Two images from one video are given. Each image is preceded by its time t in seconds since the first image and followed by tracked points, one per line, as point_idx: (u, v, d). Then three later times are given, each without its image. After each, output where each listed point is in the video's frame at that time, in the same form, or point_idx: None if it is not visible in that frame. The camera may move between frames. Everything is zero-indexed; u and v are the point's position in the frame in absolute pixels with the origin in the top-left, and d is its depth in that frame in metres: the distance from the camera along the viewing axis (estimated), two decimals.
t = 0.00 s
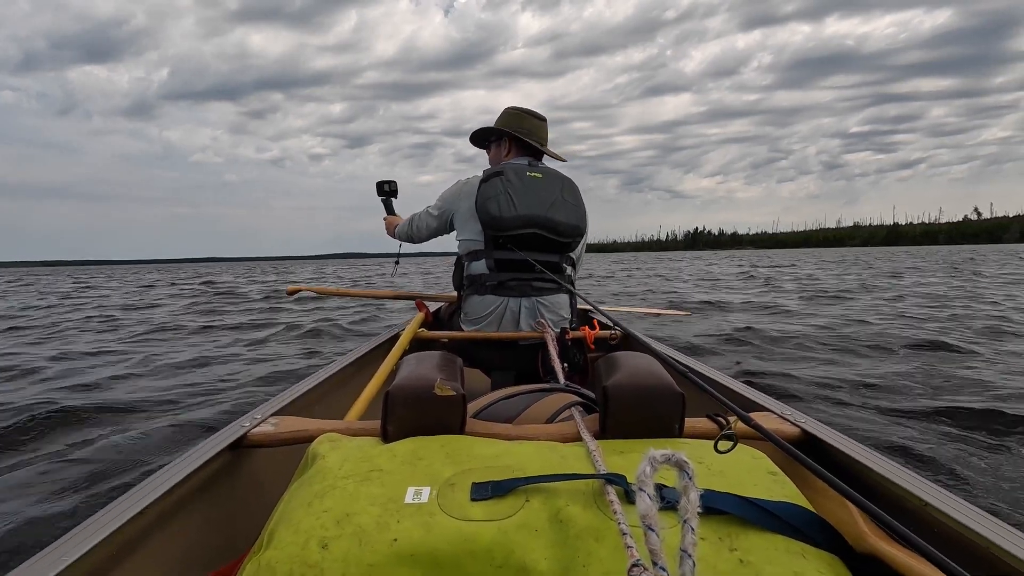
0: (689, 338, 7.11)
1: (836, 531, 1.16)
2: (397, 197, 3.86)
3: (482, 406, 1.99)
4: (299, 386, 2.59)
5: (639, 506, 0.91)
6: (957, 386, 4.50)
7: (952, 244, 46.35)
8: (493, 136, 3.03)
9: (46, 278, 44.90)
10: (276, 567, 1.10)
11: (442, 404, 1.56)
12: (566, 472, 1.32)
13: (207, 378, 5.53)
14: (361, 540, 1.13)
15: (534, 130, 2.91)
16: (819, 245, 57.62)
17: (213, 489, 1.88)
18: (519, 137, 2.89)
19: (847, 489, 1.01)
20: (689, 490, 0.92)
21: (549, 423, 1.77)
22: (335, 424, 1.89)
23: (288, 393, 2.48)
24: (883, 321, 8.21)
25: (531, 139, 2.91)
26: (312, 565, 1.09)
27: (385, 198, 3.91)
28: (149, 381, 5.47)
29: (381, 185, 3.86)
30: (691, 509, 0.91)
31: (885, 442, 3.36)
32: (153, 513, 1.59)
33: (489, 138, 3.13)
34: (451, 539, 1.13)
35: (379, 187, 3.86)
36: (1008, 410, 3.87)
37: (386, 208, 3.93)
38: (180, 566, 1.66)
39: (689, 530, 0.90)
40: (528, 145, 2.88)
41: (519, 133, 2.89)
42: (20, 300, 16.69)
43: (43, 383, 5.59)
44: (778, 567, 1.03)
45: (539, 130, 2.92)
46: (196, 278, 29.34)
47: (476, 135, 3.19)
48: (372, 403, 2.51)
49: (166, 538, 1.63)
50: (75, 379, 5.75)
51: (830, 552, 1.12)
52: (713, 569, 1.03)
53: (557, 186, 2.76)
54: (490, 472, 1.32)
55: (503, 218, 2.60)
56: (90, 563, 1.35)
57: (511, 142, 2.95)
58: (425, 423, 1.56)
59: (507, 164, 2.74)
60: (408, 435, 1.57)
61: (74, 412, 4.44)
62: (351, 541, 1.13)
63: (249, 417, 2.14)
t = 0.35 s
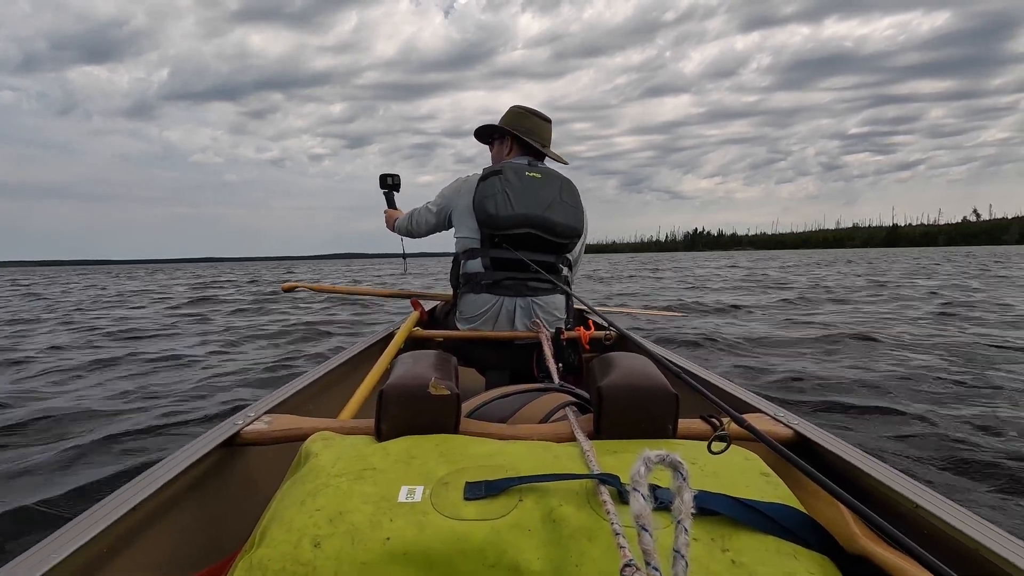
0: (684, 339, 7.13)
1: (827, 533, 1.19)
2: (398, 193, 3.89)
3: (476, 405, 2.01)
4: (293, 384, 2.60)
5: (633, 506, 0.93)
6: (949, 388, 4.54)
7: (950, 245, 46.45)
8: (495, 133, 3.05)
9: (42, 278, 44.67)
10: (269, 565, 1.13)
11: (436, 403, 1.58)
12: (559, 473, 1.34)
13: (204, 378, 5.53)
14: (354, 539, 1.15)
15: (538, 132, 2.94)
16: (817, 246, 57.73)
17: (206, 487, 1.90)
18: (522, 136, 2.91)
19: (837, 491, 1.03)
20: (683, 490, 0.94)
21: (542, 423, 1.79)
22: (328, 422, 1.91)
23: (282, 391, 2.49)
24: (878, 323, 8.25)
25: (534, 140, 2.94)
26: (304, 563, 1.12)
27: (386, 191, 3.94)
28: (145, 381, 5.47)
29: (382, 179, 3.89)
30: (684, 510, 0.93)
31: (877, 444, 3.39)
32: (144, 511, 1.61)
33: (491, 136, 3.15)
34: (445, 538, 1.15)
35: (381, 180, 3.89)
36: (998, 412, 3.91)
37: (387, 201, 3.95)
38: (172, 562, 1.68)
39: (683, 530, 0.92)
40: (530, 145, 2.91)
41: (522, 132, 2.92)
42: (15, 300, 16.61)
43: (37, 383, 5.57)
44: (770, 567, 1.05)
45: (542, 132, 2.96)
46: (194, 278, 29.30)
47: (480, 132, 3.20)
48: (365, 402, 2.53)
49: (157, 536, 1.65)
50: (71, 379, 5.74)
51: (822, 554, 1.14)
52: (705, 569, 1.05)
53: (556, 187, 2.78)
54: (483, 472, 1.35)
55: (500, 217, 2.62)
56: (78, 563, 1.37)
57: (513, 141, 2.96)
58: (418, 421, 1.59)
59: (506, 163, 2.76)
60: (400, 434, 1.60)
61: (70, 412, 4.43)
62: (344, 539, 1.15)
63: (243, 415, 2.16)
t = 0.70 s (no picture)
0: (683, 339, 7.14)
1: (826, 533, 1.20)
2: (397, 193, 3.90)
3: (475, 407, 2.02)
4: (291, 387, 2.61)
5: (632, 508, 0.94)
6: (946, 389, 4.56)
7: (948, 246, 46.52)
8: (493, 131, 3.04)
9: (39, 277, 44.57)
10: (269, 569, 1.14)
11: (434, 405, 1.60)
12: (558, 474, 1.36)
13: (201, 379, 5.52)
14: (353, 542, 1.16)
15: (539, 135, 2.99)
16: (816, 246, 57.79)
17: (204, 490, 1.91)
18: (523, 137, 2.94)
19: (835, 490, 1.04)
20: (682, 491, 0.95)
21: (541, 425, 1.81)
22: (326, 425, 1.92)
23: (281, 394, 2.50)
24: (876, 323, 8.27)
25: (534, 142, 2.98)
26: (304, 566, 1.13)
27: (385, 192, 3.95)
28: (142, 381, 5.46)
29: (382, 179, 3.90)
30: (684, 512, 0.94)
31: (875, 443, 3.40)
32: (142, 515, 1.62)
33: (486, 133, 3.13)
34: (444, 540, 1.16)
35: (380, 180, 3.90)
36: (996, 413, 3.92)
37: (386, 201, 3.96)
38: (170, 565, 1.69)
39: (682, 532, 0.93)
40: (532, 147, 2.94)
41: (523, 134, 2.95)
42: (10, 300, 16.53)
43: (33, 383, 5.55)
44: (768, 567, 1.06)
45: (542, 135, 3.00)
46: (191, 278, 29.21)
47: (475, 129, 3.19)
48: (364, 404, 2.54)
49: (155, 540, 1.66)
50: (67, 379, 5.71)
51: (820, 553, 1.15)
52: (704, 571, 1.06)
53: (557, 190, 2.79)
54: (482, 474, 1.36)
55: (501, 220, 2.63)
56: (76, 567, 1.38)
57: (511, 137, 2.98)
58: (416, 424, 1.60)
59: (507, 165, 2.77)
60: (398, 436, 1.61)
61: (66, 413, 4.41)
62: (342, 543, 1.16)
63: (241, 419, 2.17)
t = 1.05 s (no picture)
0: (685, 338, 7.15)
1: (833, 529, 1.21)
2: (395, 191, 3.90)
3: (481, 406, 2.04)
4: (296, 387, 2.61)
5: (639, 505, 0.95)
6: (948, 386, 4.57)
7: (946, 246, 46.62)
8: (492, 127, 3.04)
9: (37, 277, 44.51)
10: (277, 569, 1.15)
11: (440, 404, 1.61)
12: (564, 472, 1.36)
13: (202, 378, 5.51)
14: (360, 542, 1.17)
15: (539, 129, 2.99)
16: (814, 246, 57.87)
17: (211, 490, 1.91)
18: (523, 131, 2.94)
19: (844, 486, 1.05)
20: (689, 488, 0.96)
21: (547, 422, 1.82)
22: (333, 424, 1.93)
23: (287, 394, 2.50)
24: (877, 322, 8.29)
25: (534, 135, 2.98)
26: (311, 566, 1.14)
27: (383, 191, 3.95)
28: (145, 381, 5.46)
29: (380, 177, 3.90)
30: (691, 508, 0.95)
31: (878, 439, 3.42)
32: (150, 515, 1.62)
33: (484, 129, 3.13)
34: (450, 539, 1.17)
35: (379, 178, 3.90)
36: (997, 410, 3.94)
37: (384, 200, 3.97)
38: (178, 565, 1.70)
39: (689, 529, 0.94)
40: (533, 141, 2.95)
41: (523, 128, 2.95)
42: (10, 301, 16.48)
43: (35, 383, 5.54)
44: (775, 562, 1.07)
45: (541, 128, 3.01)
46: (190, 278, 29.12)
47: (471, 124, 3.20)
48: (370, 403, 2.54)
49: (164, 540, 1.66)
50: (69, 379, 5.71)
51: (828, 549, 1.16)
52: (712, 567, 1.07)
53: (562, 190, 2.82)
54: (488, 473, 1.37)
55: (510, 221, 2.64)
56: (86, 568, 1.38)
57: (509, 132, 2.99)
58: (423, 422, 1.61)
59: (513, 164, 2.76)
60: (405, 435, 1.62)
61: (70, 413, 4.42)
62: (349, 542, 1.17)
63: (248, 419, 2.18)
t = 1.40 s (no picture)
0: (688, 337, 7.17)
1: (841, 523, 1.22)
2: (396, 190, 3.91)
3: (488, 402, 2.05)
4: (303, 386, 2.62)
5: (648, 500, 0.95)
6: (952, 382, 4.58)
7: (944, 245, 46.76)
8: (493, 123, 3.07)
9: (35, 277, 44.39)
10: (288, 565, 1.16)
11: (446, 400, 1.62)
12: (572, 468, 1.37)
13: (206, 377, 5.51)
14: (370, 538, 1.18)
15: (539, 120, 2.98)
16: (812, 246, 57.99)
17: (220, 489, 1.92)
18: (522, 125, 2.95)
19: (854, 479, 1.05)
20: (697, 483, 0.97)
21: (554, 418, 1.83)
22: (341, 422, 1.93)
23: (294, 393, 2.51)
24: (880, 320, 8.31)
25: (535, 127, 2.98)
26: (322, 562, 1.15)
27: (384, 189, 3.96)
28: (149, 380, 5.46)
29: (381, 176, 3.91)
30: (699, 502, 0.96)
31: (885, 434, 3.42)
32: (160, 515, 1.62)
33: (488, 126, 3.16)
34: (459, 534, 1.18)
35: (379, 178, 3.91)
36: (1002, 406, 3.94)
37: (385, 199, 3.97)
38: (189, 564, 1.70)
39: (698, 522, 0.94)
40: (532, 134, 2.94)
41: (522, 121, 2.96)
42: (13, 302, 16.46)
43: (39, 382, 5.54)
44: (784, 556, 1.09)
45: (542, 119, 2.99)
46: (191, 278, 29.06)
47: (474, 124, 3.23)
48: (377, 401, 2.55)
49: (174, 539, 1.67)
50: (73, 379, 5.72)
51: (837, 542, 1.17)
52: (721, 562, 1.09)
53: (565, 186, 2.83)
54: (496, 469, 1.38)
55: (512, 219, 2.65)
56: (98, 568, 1.39)
57: (508, 127, 3.01)
58: (429, 419, 1.62)
59: (516, 161, 2.77)
60: (412, 432, 1.63)
61: (74, 411, 4.42)
62: (360, 539, 1.18)
63: (256, 418, 2.18)
